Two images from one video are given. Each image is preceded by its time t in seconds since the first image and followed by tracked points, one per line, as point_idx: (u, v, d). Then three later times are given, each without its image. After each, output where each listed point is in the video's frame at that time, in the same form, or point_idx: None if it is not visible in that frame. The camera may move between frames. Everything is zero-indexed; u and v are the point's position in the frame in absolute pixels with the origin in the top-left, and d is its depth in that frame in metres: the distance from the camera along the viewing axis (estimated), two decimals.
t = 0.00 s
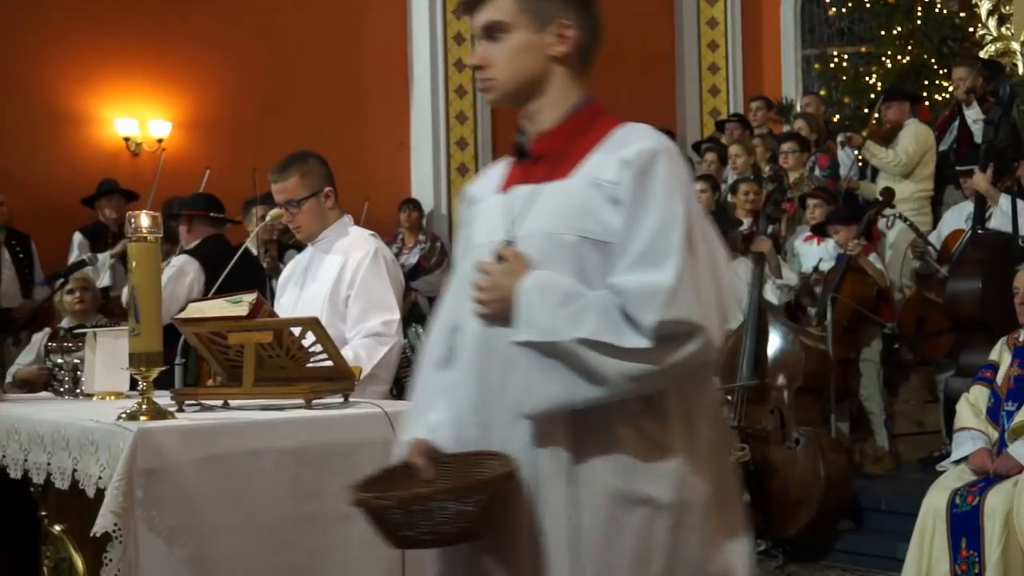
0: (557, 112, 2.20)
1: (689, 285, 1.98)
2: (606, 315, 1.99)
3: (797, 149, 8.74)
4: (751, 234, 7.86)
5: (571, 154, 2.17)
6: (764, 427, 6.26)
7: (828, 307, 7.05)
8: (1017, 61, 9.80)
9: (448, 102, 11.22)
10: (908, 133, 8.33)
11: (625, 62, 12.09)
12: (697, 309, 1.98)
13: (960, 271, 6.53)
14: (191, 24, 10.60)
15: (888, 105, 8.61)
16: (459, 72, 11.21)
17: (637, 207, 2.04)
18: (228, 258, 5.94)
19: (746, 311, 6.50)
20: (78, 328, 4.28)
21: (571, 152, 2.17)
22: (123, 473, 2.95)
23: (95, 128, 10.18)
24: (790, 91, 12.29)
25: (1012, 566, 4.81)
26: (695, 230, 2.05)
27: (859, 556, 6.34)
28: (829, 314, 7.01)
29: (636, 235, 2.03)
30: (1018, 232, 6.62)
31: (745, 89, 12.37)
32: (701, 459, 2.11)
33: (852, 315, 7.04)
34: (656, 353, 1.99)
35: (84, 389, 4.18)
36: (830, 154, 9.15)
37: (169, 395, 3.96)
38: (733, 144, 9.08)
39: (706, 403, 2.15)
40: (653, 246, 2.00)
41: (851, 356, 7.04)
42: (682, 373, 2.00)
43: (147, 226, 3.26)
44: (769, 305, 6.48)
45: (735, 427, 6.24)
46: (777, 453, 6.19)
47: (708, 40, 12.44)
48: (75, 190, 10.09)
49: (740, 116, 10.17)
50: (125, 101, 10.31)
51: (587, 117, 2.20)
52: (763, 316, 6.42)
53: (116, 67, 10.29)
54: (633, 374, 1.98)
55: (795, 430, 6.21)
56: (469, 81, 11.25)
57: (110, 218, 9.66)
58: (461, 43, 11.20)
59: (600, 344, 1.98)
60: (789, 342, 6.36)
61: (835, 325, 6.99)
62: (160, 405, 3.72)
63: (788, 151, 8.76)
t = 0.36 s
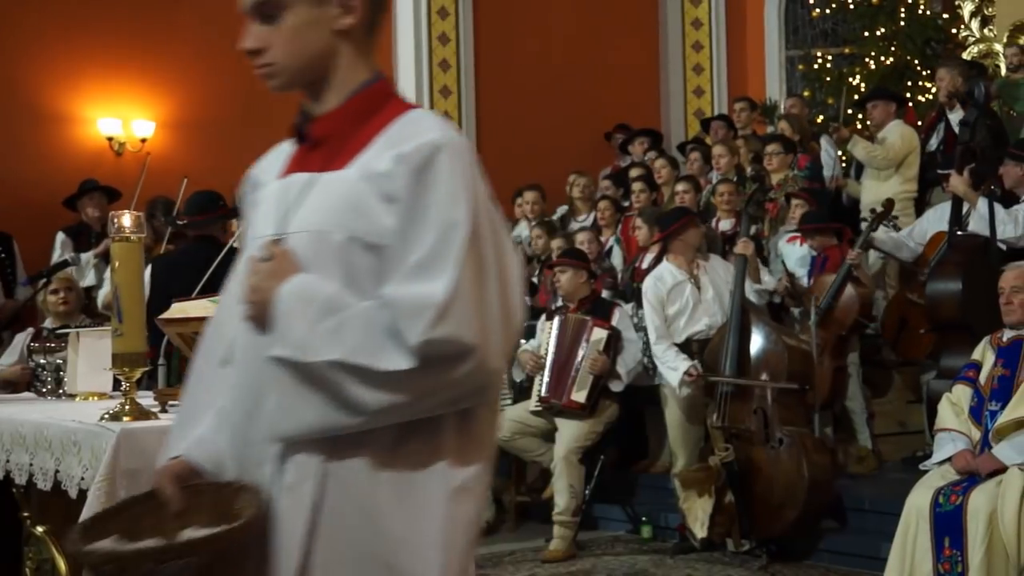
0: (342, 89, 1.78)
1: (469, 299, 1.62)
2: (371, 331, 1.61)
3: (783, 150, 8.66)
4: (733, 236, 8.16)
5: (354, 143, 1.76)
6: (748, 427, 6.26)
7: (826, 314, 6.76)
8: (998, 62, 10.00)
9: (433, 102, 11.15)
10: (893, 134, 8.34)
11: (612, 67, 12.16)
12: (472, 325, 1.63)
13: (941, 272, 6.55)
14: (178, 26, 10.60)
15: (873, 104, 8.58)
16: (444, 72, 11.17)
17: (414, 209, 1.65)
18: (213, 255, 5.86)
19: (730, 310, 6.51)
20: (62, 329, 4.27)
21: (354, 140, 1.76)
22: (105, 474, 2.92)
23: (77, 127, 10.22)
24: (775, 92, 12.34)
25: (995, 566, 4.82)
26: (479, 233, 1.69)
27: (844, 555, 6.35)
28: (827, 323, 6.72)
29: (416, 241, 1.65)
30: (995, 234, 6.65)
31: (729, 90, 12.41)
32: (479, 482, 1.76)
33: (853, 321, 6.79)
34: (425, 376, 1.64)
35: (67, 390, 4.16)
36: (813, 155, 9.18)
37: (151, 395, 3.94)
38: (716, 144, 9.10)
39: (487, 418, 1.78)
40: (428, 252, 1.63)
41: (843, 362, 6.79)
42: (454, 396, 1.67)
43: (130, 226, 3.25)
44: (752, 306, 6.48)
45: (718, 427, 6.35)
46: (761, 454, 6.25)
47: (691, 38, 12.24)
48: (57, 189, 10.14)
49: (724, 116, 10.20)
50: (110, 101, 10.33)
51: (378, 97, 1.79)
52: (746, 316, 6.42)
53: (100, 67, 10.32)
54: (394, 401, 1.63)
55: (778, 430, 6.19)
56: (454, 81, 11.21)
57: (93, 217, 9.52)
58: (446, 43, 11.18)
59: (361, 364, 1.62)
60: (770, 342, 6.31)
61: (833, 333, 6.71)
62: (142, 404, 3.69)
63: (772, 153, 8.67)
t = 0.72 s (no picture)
0: (50, 42, 1.47)
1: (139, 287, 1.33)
2: (26, 327, 1.34)
3: (768, 151, 8.65)
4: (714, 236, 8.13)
5: (54, 103, 1.45)
6: (732, 428, 6.22)
7: (818, 325, 6.79)
8: (982, 63, 10.02)
9: (419, 103, 11.14)
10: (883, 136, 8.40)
11: (597, 69, 12.17)
12: (151, 315, 1.34)
13: (924, 273, 6.57)
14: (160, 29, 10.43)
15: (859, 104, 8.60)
16: (429, 73, 11.16)
17: (92, 178, 1.36)
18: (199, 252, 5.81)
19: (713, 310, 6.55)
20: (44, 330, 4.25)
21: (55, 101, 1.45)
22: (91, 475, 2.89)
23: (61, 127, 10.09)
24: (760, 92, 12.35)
25: (980, 566, 4.83)
26: (171, 208, 1.39)
27: (830, 555, 6.36)
28: (820, 332, 6.75)
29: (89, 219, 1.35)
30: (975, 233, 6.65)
31: (714, 90, 12.44)
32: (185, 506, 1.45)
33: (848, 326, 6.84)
34: (87, 379, 1.35)
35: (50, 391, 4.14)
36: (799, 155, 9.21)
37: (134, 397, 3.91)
38: (702, 145, 9.10)
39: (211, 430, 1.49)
40: (100, 231, 1.34)
41: (832, 365, 6.81)
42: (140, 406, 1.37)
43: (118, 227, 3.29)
44: (736, 307, 6.52)
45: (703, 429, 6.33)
46: (746, 454, 6.25)
47: (677, 42, 12.42)
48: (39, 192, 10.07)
49: (709, 117, 10.22)
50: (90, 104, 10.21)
51: (88, 49, 1.47)
52: (729, 317, 6.46)
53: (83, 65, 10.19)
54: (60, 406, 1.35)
55: (762, 430, 6.19)
56: (440, 82, 11.23)
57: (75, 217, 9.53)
58: (431, 44, 11.18)
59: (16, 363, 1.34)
60: (753, 342, 6.34)
61: (826, 341, 6.75)
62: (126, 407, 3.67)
63: (756, 154, 8.66)
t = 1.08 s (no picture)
0: None
1: None
2: None
3: (751, 150, 8.68)
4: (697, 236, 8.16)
5: None
6: (715, 428, 6.26)
7: (811, 322, 6.81)
8: (964, 64, 10.06)
9: (403, 103, 11.12)
10: (867, 141, 8.36)
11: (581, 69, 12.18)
12: None
13: (907, 274, 6.61)
14: (145, 28, 10.46)
15: (843, 104, 8.54)
16: (414, 73, 11.15)
17: None
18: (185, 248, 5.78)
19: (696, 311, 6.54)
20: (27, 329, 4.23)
21: None
22: (71, 476, 2.88)
23: (43, 126, 10.02)
24: (743, 92, 12.39)
25: (961, 566, 4.85)
26: None
27: (812, 554, 6.38)
28: (813, 329, 6.77)
29: None
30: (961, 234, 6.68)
31: (699, 90, 12.47)
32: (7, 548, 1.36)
33: (835, 331, 6.84)
34: None
35: (32, 390, 4.12)
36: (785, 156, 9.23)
37: (119, 398, 3.91)
38: (686, 146, 9.11)
39: None
40: None
41: (823, 366, 6.83)
42: None
43: (98, 226, 3.23)
44: (718, 307, 6.51)
45: (686, 429, 6.31)
46: (728, 454, 6.28)
47: (661, 43, 12.47)
48: (21, 189, 9.94)
49: (693, 117, 10.24)
50: (75, 102, 10.15)
51: None
52: (713, 318, 6.44)
53: (64, 64, 10.14)
54: None
55: (745, 430, 6.22)
56: (425, 81, 11.18)
57: (54, 216, 9.48)
58: (416, 44, 11.15)
59: None
60: (735, 343, 6.33)
61: (819, 339, 6.78)
62: (112, 406, 3.67)
63: (740, 154, 8.69)
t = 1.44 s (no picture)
0: None
1: None
2: None
3: (735, 151, 8.63)
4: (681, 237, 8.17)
5: None
6: (700, 429, 6.32)
7: (795, 323, 6.82)
8: (948, 67, 10.10)
9: (388, 104, 11.11)
10: (854, 143, 8.35)
11: (565, 71, 12.20)
12: None
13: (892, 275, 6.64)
14: (129, 28, 10.42)
15: (826, 105, 8.63)
16: (399, 74, 11.15)
17: None
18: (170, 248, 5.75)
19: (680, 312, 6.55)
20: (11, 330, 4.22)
21: None
22: (55, 477, 2.87)
23: (27, 127, 9.98)
24: (728, 93, 12.39)
25: (944, 566, 4.86)
26: None
27: (797, 555, 6.39)
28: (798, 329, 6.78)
29: None
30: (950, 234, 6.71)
31: (684, 92, 12.49)
32: None
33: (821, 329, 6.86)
34: None
35: (16, 392, 4.11)
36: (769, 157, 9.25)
37: (102, 399, 3.90)
38: (671, 147, 9.10)
39: None
40: None
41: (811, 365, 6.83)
42: None
43: (82, 227, 3.22)
44: (701, 308, 6.52)
45: (671, 429, 6.38)
46: (713, 455, 6.29)
47: (646, 45, 12.48)
48: (3, 189, 9.87)
49: (678, 119, 10.25)
50: (58, 101, 10.10)
51: None
52: (696, 318, 6.47)
53: (48, 65, 10.10)
54: None
55: (729, 431, 6.24)
56: (410, 82, 11.18)
57: (36, 216, 9.36)
58: (401, 44, 11.15)
59: None
60: (720, 342, 6.38)
61: (804, 338, 6.78)
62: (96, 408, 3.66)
63: (724, 154, 8.65)
